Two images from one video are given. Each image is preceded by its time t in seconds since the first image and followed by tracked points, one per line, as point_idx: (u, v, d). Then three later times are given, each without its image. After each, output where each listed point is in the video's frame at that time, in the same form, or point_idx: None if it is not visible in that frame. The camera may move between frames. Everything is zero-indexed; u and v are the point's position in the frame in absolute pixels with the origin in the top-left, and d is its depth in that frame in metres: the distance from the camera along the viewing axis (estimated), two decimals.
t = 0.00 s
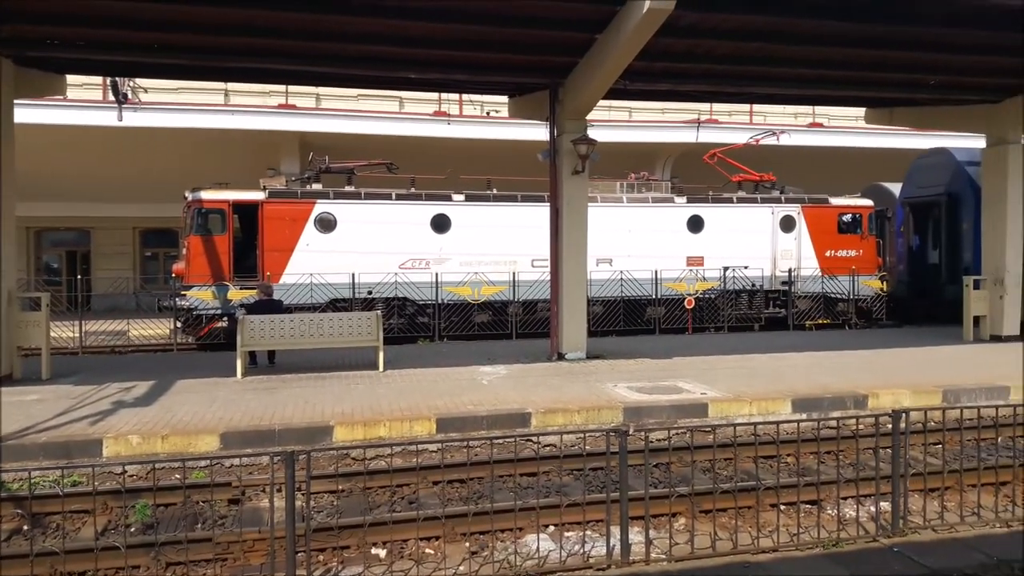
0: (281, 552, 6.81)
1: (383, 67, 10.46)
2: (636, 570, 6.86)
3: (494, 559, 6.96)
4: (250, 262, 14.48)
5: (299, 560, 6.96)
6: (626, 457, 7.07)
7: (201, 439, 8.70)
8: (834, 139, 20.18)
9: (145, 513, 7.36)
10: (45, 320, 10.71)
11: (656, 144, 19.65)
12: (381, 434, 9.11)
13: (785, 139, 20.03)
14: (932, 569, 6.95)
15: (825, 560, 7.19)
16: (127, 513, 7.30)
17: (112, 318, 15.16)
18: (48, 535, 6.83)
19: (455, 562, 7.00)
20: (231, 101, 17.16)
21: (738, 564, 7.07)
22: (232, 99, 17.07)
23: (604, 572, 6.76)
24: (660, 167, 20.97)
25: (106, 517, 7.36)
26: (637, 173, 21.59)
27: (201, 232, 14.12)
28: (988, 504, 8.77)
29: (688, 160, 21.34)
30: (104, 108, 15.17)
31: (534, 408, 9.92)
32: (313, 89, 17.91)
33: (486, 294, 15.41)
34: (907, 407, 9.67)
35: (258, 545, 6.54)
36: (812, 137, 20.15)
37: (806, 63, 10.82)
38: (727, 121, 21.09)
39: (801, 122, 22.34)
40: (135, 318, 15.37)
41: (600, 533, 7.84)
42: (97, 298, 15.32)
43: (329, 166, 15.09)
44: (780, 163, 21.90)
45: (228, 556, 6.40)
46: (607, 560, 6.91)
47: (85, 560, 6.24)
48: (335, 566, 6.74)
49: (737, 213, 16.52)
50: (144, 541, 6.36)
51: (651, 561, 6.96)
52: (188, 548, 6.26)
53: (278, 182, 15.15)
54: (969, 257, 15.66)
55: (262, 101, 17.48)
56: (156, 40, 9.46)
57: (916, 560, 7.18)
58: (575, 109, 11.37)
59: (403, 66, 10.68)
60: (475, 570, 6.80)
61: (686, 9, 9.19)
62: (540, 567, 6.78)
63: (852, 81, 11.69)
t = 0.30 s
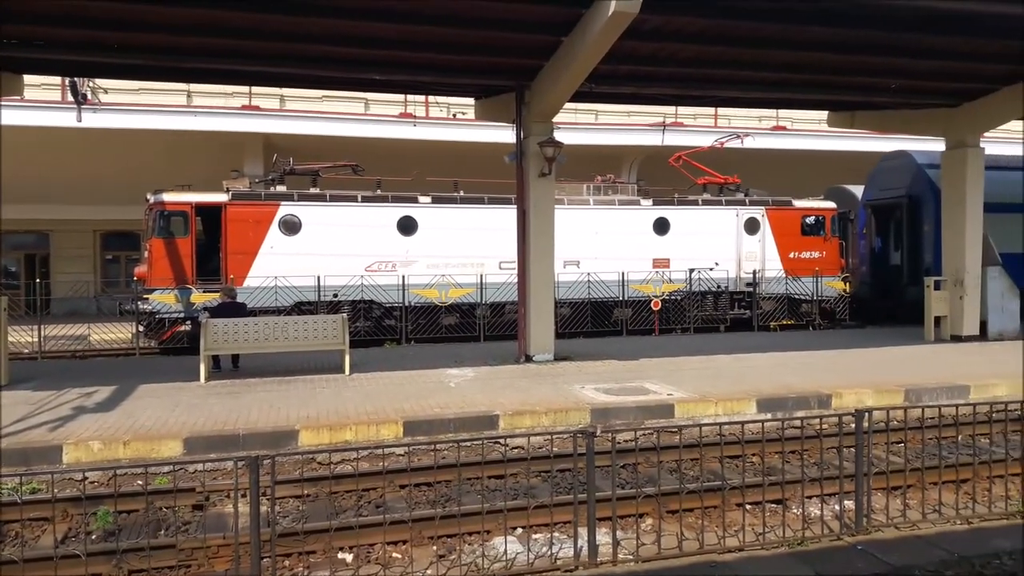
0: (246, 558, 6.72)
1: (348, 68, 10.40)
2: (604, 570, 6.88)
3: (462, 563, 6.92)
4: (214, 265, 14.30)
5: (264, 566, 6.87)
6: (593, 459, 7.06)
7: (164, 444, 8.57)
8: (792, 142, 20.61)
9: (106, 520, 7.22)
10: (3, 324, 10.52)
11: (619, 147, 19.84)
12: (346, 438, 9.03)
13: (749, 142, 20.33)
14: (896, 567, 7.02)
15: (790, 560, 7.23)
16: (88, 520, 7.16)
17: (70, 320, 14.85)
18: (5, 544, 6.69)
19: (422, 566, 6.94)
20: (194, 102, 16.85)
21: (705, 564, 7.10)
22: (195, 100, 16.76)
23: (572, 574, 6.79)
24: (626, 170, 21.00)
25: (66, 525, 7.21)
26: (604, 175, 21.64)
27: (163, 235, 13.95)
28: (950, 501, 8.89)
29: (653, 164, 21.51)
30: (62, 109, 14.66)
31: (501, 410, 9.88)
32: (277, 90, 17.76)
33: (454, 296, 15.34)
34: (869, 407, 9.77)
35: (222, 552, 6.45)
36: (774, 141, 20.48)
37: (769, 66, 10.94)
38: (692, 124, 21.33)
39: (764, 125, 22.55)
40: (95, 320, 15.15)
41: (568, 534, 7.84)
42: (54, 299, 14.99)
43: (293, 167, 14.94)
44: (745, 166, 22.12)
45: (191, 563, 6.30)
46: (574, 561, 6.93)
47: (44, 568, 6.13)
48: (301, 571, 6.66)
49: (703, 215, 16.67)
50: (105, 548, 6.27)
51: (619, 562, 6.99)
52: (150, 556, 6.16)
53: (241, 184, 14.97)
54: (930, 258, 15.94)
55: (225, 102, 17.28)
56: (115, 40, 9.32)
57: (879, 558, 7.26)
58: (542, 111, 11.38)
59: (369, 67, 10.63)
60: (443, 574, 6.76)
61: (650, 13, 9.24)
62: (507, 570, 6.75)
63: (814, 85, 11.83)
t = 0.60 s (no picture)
0: (218, 563, 6.65)
1: (322, 70, 10.36)
2: (578, 573, 6.89)
3: (436, 567, 6.88)
4: (185, 267, 14.22)
5: (235, 571, 6.79)
6: (567, 462, 7.05)
7: (134, 448, 8.45)
8: (767, 146, 20.71)
9: (75, 526, 7.11)
10: None
11: (593, 151, 19.95)
12: (319, 442, 8.95)
13: (723, 145, 20.46)
14: (867, 567, 7.07)
15: (763, 561, 7.26)
16: (57, 526, 7.04)
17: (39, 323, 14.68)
18: None
19: (396, 570, 6.89)
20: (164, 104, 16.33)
21: (679, 566, 7.12)
22: (166, 102, 16.29)
23: None
24: (600, 172, 20.94)
25: (34, 532, 7.09)
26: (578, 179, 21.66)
27: (135, 237, 13.80)
28: (920, 502, 8.98)
29: (628, 165, 21.62)
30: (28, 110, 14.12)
31: (476, 414, 9.81)
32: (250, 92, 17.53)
33: (429, 299, 15.23)
34: (841, 409, 9.84)
35: (194, 557, 6.37)
36: (748, 144, 20.63)
37: (742, 71, 11.03)
38: (665, 128, 21.46)
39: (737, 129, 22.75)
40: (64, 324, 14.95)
41: (542, 537, 7.82)
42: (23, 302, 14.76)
43: (266, 169, 14.80)
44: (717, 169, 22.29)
45: (162, 569, 6.23)
46: (550, 565, 6.95)
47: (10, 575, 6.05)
48: None
49: (676, 218, 16.75)
50: (73, 555, 6.22)
51: (593, 565, 7.01)
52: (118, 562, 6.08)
53: (213, 185, 14.82)
54: (900, 261, 16.15)
55: (197, 104, 16.90)
56: (85, 40, 9.22)
57: (851, 558, 7.31)
58: (517, 114, 11.40)
59: (344, 68, 10.60)
60: None
61: (623, 17, 9.29)
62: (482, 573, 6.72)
63: (786, 90, 11.95)
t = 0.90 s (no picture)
0: (197, 569, 6.59)
1: (302, 72, 10.32)
2: None
3: (417, 571, 6.85)
4: (164, 270, 14.13)
5: None
6: (549, 465, 7.05)
7: (111, 454, 8.35)
8: (743, 150, 21.00)
9: (51, 532, 7.02)
10: None
11: (573, 154, 20.01)
12: (300, 447, 8.88)
13: (702, 149, 20.67)
14: (846, 567, 7.13)
15: (743, 562, 7.30)
16: (32, 533, 6.95)
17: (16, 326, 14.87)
18: None
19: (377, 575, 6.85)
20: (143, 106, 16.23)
21: (659, 568, 7.15)
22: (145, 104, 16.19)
23: None
24: (582, 175, 20.81)
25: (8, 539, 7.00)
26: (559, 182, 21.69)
27: (112, 240, 13.74)
28: (898, 502, 9.07)
29: (608, 170, 21.61)
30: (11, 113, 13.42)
31: (458, 417, 9.80)
32: (228, 94, 17.33)
33: (410, 303, 15.28)
34: (820, 411, 9.92)
35: (172, 563, 6.33)
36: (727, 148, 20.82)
37: (722, 75, 11.11)
38: (645, 131, 21.57)
39: (717, 133, 22.93)
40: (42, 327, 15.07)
41: (524, 540, 7.82)
42: None
43: (245, 171, 14.78)
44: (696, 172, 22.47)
45: None
46: (531, 568, 6.96)
47: None
48: None
49: (657, 221, 16.81)
50: (50, 562, 6.17)
51: (574, 567, 7.02)
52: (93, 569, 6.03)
53: (192, 188, 14.68)
54: (878, 264, 16.31)
55: (175, 106, 16.50)
56: (61, 41, 9.11)
57: (830, 558, 7.37)
58: (499, 117, 11.41)
59: (324, 71, 10.58)
60: None
61: (604, 21, 9.33)
62: None
63: (765, 94, 12.06)
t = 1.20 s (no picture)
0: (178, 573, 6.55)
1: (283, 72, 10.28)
2: None
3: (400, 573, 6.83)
4: (145, 272, 14.08)
5: None
6: (531, 466, 7.05)
7: (90, 457, 8.27)
8: (725, 152, 21.12)
9: (30, 537, 6.94)
10: None
11: (556, 155, 20.04)
12: (281, 449, 8.83)
13: (683, 151, 20.79)
14: (827, 566, 7.18)
15: (724, 561, 7.33)
16: (9, 538, 6.86)
17: None
18: None
19: None
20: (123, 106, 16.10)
21: (641, 568, 7.17)
22: (124, 104, 16.06)
23: None
24: (564, 177, 21.01)
25: None
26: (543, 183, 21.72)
27: (92, 241, 13.65)
28: (878, 501, 9.14)
29: (589, 171, 21.67)
30: None
31: (441, 418, 9.78)
32: (209, 94, 17.19)
33: (393, 304, 15.26)
34: (800, 410, 9.98)
35: (153, 567, 6.30)
36: (709, 150, 20.94)
37: (703, 77, 11.17)
38: (627, 133, 21.66)
39: (699, 135, 23.06)
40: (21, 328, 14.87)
41: (506, 541, 7.81)
42: None
43: (226, 173, 14.74)
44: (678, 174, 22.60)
45: None
46: (513, 568, 6.97)
47: None
48: None
49: (640, 222, 16.86)
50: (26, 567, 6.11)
51: (556, 568, 7.03)
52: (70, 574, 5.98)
53: (172, 190, 14.58)
54: (859, 264, 16.43)
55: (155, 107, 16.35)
56: (38, 41, 9.03)
57: (811, 557, 7.42)
58: (481, 118, 11.41)
59: (305, 72, 10.54)
60: None
61: (586, 22, 9.36)
62: None
63: (747, 95, 12.14)
